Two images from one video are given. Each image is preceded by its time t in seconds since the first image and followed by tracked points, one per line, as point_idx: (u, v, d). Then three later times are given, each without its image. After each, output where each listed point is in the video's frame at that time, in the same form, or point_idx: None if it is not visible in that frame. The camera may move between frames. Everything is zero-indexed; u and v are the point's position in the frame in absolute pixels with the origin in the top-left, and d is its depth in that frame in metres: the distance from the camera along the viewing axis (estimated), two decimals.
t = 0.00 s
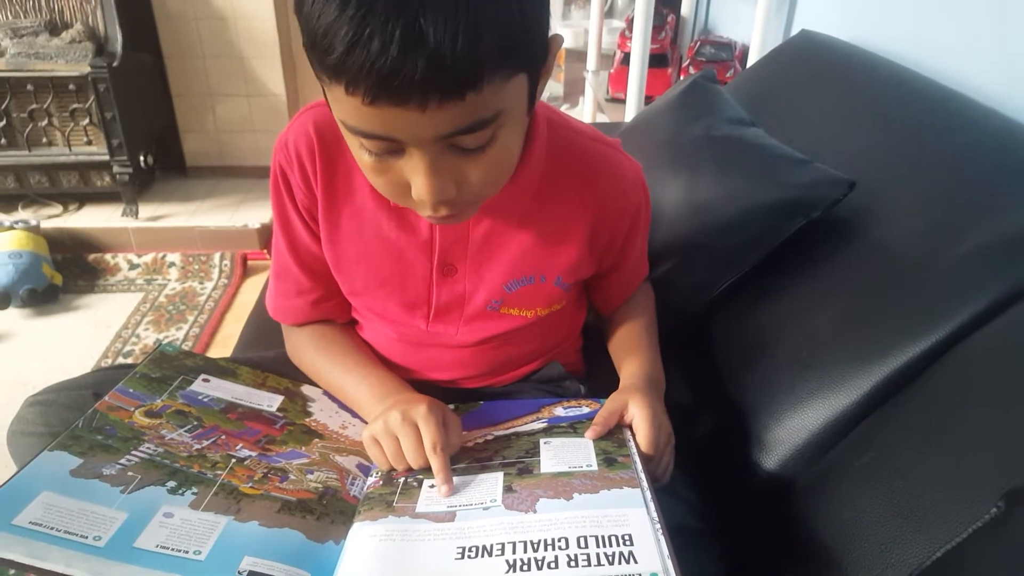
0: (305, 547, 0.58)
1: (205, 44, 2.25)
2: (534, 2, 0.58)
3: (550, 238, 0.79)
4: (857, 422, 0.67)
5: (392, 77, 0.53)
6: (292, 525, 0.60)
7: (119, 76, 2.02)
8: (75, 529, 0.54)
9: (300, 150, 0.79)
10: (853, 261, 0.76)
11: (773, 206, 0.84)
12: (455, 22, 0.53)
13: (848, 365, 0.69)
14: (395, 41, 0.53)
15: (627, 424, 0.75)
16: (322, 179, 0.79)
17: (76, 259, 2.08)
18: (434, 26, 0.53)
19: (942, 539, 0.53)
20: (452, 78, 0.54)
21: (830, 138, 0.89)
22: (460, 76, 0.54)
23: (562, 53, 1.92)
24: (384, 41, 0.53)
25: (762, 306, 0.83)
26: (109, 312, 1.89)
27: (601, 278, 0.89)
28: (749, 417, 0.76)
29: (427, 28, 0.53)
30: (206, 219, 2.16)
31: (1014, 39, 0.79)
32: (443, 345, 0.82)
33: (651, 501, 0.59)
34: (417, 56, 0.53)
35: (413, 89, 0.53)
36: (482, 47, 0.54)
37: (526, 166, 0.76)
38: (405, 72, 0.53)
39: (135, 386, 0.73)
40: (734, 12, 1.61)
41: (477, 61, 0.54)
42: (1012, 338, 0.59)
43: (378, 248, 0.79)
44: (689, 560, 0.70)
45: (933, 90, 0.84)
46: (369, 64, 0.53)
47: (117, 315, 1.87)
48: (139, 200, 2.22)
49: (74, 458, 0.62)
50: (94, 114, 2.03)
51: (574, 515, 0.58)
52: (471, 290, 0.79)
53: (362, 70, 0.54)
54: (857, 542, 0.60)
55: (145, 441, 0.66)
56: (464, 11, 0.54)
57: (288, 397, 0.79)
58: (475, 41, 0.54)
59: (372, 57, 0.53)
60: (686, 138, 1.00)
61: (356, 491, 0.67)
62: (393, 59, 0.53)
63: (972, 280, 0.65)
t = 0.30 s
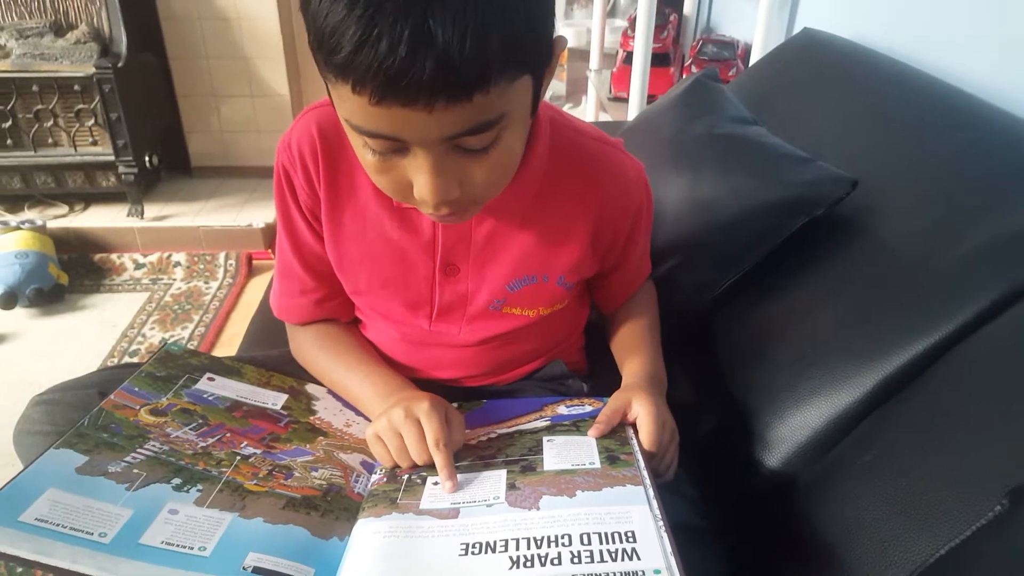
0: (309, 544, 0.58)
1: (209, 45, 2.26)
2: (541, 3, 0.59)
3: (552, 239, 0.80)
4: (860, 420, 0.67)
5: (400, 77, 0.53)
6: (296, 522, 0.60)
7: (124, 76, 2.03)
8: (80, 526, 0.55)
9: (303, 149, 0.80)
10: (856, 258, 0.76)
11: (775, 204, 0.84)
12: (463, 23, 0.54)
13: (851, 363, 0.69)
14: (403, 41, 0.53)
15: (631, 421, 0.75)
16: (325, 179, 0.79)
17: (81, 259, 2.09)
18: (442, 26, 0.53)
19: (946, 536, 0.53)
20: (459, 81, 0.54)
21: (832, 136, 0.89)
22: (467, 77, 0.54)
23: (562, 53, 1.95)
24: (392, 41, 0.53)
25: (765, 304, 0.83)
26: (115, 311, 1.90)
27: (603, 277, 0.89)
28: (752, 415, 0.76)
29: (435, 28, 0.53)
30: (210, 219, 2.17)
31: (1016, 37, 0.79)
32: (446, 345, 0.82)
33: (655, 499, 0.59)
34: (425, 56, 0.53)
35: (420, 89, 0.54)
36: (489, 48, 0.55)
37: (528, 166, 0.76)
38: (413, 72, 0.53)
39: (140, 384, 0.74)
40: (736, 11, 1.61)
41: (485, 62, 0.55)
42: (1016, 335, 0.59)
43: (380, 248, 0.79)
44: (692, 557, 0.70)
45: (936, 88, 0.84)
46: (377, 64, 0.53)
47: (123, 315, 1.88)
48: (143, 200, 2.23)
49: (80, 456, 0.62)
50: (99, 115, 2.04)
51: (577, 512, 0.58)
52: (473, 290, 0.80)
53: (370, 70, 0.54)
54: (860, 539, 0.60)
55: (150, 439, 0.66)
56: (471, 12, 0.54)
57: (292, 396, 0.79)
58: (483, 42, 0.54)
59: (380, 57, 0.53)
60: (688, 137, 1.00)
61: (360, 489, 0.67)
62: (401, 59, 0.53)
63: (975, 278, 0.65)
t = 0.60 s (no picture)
0: (318, 545, 0.58)
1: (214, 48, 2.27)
2: None
3: (556, 237, 0.80)
4: (867, 417, 0.67)
5: (399, 78, 0.54)
6: (304, 523, 0.60)
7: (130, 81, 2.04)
8: (90, 528, 0.55)
9: (308, 150, 0.80)
10: (862, 255, 0.76)
11: (780, 201, 0.83)
12: (459, 20, 0.54)
13: (857, 360, 0.69)
14: (401, 41, 0.53)
15: (638, 420, 0.75)
16: (330, 179, 0.80)
17: (90, 263, 2.10)
18: (438, 25, 0.53)
19: (955, 533, 0.53)
20: (457, 78, 0.54)
21: (837, 132, 0.89)
22: (466, 74, 0.54)
23: (566, 51, 1.95)
24: (390, 41, 0.53)
25: (771, 301, 0.83)
26: (124, 314, 1.91)
27: (608, 276, 0.89)
28: (758, 413, 0.76)
29: (431, 27, 0.53)
30: (217, 222, 2.18)
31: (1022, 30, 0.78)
32: (452, 344, 0.82)
33: (661, 497, 0.59)
34: (423, 55, 0.53)
35: (420, 89, 0.54)
36: (486, 44, 0.55)
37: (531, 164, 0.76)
38: (412, 72, 0.53)
39: (149, 387, 0.74)
40: (740, 7, 1.61)
41: (483, 59, 0.55)
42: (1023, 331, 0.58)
43: (385, 247, 0.80)
44: (700, 555, 0.70)
45: (942, 83, 0.83)
46: (376, 65, 0.54)
47: (132, 318, 1.89)
48: (151, 204, 2.24)
49: (90, 459, 0.63)
50: (106, 119, 2.05)
51: (584, 512, 0.58)
52: (478, 289, 0.80)
53: (369, 71, 0.54)
54: (868, 536, 0.60)
55: (159, 442, 0.67)
56: (467, 10, 0.54)
57: (300, 397, 0.80)
58: (480, 38, 0.54)
59: (378, 58, 0.54)
60: (693, 134, 1.00)
61: (368, 490, 0.68)
62: (399, 60, 0.53)
63: (981, 274, 0.64)
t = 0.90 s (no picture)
0: (321, 547, 0.59)
1: (217, 50, 2.27)
2: None
3: (557, 236, 0.80)
4: (870, 416, 0.67)
5: (403, 75, 0.54)
6: (308, 525, 0.60)
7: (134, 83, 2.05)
8: (95, 531, 0.55)
9: (310, 149, 0.80)
10: (865, 254, 0.76)
11: (782, 201, 0.83)
12: (460, 16, 0.54)
13: (860, 359, 0.68)
14: (404, 39, 0.53)
15: (640, 420, 0.75)
16: (331, 178, 0.80)
17: (94, 265, 2.11)
18: (440, 21, 0.54)
19: (959, 532, 0.53)
20: (461, 73, 0.54)
21: (840, 131, 0.89)
22: (469, 69, 0.54)
23: (569, 51, 1.95)
24: (393, 40, 0.53)
25: (774, 301, 0.83)
26: (128, 316, 1.92)
27: (609, 275, 0.89)
28: (761, 413, 0.76)
29: (434, 24, 0.54)
30: (221, 223, 2.18)
31: None
32: (453, 344, 0.83)
33: (664, 496, 0.59)
34: (426, 52, 0.53)
35: (425, 87, 0.54)
36: (488, 39, 0.55)
37: (532, 163, 0.76)
38: (417, 69, 0.53)
39: (153, 389, 0.74)
40: (743, 7, 1.60)
41: (485, 52, 0.55)
42: None
43: (387, 246, 0.80)
44: (704, 556, 0.70)
45: (945, 81, 0.83)
46: (380, 65, 0.54)
47: (136, 319, 1.90)
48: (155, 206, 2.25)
49: (94, 461, 0.63)
50: (110, 121, 2.06)
51: (587, 512, 0.58)
52: (479, 288, 0.80)
53: (374, 71, 0.54)
54: (872, 536, 0.60)
55: (164, 444, 0.67)
56: (467, 5, 0.54)
57: (304, 399, 0.80)
58: (482, 33, 0.54)
59: (382, 57, 0.54)
60: (695, 135, 1.00)
61: (371, 492, 0.68)
62: (404, 58, 0.53)
63: (984, 272, 0.64)
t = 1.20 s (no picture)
0: (324, 540, 0.59)
1: (224, 50, 2.28)
2: None
3: (559, 232, 0.80)
4: (873, 415, 0.67)
5: (410, 69, 0.54)
6: (311, 519, 0.61)
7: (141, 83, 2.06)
8: (101, 522, 0.56)
9: (312, 147, 0.81)
10: (868, 253, 0.76)
11: (786, 198, 0.83)
12: None
13: (863, 357, 0.69)
14: (406, 32, 0.54)
15: (641, 418, 0.75)
16: (334, 176, 0.81)
17: (101, 263, 2.12)
18: (440, 10, 0.54)
19: (961, 530, 0.53)
20: (467, 61, 0.55)
21: (844, 129, 0.89)
22: (474, 55, 0.55)
23: (573, 49, 1.95)
24: (396, 34, 0.54)
25: (777, 299, 0.83)
26: (135, 314, 1.93)
27: (612, 273, 0.89)
28: (764, 411, 0.76)
29: (434, 13, 0.54)
30: (227, 222, 2.19)
31: None
32: (456, 341, 0.83)
33: (665, 494, 0.59)
34: (430, 42, 0.54)
35: (432, 78, 0.54)
36: (488, 22, 0.55)
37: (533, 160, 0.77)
38: (422, 59, 0.54)
39: (158, 385, 0.75)
40: (747, 4, 1.60)
41: (487, 36, 0.55)
42: None
43: (390, 243, 0.80)
44: (706, 553, 0.70)
45: (949, 79, 0.83)
46: (387, 62, 0.54)
47: (143, 318, 1.91)
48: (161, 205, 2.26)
49: (100, 455, 0.63)
50: (117, 121, 2.07)
51: (588, 508, 0.58)
52: (481, 285, 0.80)
53: (381, 70, 0.54)
54: (873, 533, 0.60)
55: (169, 439, 0.68)
56: None
57: (308, 396, 0.81)
58: (481, 16, 0.55)
59: (387, 54, 0.54)
60: (699, 132, 1.00)
61: (373, 487, 0.68)
62: (409, 51, 0.54)
63: (987, 270, 0.64)
